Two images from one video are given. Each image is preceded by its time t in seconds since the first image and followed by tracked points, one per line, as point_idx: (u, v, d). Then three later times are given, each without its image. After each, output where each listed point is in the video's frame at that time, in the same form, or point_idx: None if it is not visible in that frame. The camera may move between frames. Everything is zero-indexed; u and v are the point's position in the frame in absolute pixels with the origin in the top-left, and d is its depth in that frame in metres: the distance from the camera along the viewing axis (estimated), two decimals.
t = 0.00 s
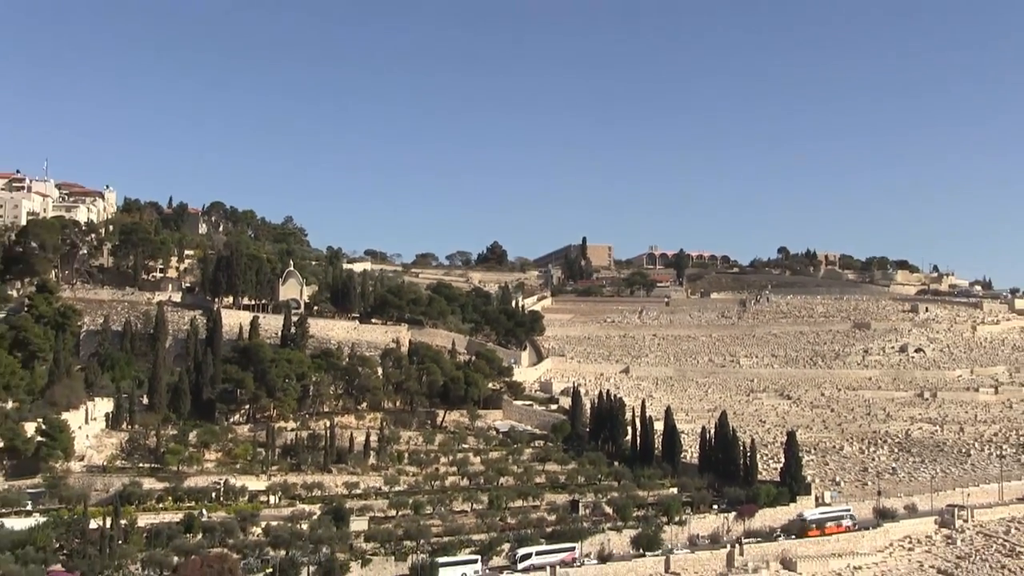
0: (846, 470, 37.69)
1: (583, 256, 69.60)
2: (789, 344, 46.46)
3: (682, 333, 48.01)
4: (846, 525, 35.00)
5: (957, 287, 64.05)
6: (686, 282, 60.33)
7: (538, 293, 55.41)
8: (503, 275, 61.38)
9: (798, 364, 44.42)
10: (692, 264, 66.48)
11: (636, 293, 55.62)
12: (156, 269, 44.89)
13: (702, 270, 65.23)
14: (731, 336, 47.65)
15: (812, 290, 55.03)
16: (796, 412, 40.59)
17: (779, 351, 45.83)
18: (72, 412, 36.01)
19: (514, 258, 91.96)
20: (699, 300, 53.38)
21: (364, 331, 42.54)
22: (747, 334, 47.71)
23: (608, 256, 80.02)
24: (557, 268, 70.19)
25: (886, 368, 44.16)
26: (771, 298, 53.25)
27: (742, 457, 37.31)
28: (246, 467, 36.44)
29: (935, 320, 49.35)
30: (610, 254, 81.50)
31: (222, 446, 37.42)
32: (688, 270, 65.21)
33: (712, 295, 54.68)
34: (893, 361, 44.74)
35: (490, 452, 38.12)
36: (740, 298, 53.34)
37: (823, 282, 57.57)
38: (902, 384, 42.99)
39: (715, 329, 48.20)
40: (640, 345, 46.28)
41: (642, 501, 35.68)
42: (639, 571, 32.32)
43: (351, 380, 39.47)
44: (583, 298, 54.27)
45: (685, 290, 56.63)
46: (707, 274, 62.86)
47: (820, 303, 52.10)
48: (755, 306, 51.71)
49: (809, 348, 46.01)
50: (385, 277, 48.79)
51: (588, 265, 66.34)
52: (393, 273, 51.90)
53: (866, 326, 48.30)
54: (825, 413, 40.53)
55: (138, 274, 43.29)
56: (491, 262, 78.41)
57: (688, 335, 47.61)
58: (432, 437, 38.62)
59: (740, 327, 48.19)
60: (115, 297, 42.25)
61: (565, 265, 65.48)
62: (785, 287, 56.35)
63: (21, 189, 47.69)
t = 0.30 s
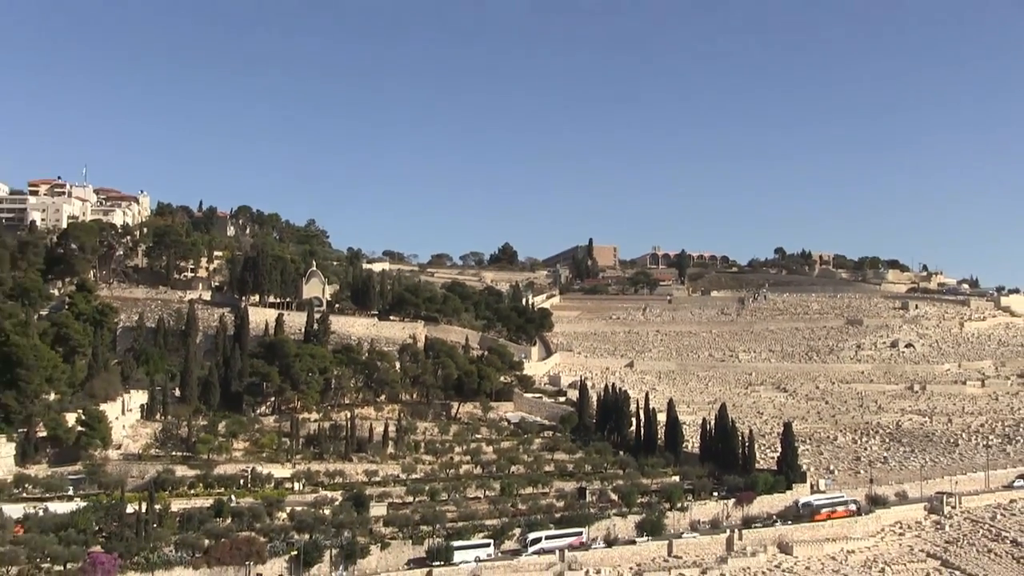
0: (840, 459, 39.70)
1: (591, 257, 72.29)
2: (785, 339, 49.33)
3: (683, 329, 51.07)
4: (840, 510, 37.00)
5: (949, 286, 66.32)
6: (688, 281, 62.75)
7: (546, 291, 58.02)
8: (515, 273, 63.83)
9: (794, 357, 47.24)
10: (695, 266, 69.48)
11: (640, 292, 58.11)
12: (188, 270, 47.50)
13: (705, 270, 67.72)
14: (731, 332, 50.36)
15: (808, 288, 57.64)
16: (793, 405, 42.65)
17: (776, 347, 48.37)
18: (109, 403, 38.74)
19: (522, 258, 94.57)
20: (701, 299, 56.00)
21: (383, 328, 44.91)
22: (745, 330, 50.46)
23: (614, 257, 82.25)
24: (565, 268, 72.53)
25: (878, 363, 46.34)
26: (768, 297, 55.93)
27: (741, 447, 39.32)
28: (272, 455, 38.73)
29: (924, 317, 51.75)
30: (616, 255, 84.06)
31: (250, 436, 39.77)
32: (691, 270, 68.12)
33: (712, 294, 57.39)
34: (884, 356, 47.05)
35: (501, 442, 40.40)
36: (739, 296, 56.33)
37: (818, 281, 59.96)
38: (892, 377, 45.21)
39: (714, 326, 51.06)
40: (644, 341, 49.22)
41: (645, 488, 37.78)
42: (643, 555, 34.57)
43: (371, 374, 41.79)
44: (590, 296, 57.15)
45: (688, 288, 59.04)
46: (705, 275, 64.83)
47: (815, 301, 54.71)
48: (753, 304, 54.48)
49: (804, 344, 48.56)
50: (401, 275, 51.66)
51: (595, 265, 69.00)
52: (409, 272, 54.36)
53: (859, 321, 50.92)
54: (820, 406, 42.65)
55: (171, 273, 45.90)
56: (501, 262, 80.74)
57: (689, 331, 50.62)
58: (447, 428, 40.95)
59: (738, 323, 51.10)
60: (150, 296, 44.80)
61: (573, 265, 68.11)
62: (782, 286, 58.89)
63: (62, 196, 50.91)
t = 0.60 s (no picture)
0: (846, 449, 41.83)
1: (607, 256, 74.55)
2: (793, 335, 51.53)
3: (697, 325, 53.30)
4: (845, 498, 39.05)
5: (953, 284, 68.40)
6: (701, 280, 64.93)
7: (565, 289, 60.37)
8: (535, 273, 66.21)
9: (801, 352, 49.42)
10: (708, 266, 71.71)
11: (655, 290, 60.38)
12: (229, 270, 50.20)
13: (718, 269, 69.94)
14: (742, 328, 52.56)
15: (816, 287, 59.73)
16: (801, 397, 44.85)
17: (785, 342, 50.56)
18: (155, 395, 41.25)
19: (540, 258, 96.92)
20: (713, 297, 58.22)
21: (412, 324, 47.40)
22: (756, 326, 52.64)
23: (631, 257, 84.41)
24: (582, 267, 74.84)
25: (882, 358, 48.48)
26: (777, 294, 58.06)
27: (752, 437, 41.50)
28: (307, 444, 41.15)
29: (926, 314, 53.81)
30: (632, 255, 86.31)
31: (287, 426, 42.20)
32: (704, 270, 70.34)
33: (724, 292, 59.58)
34: (888, 351, 49.14)
35: (524, 432, 42.75)
36: (749, 293, 58.52)
37: (825, 280, 62.17)
38: (895, 371, 47.32)
39: (726, 322, 53.27)
40: (659, 337, 51.52)
41: (661, 476, 40.02)
42: (659, 539, 36.83)
43: (400, 367, 44.27)
44: (607, 294, 59.49)
45: (700, 286, 61.23)
46: (715, 275, 66.70)
47: (821, 299, 56.80)
48: (763, 301, 56.60)
49: (812, 339, 50.72)
50: (427, 273, 54.14)
51: (612, 264, 71.27)
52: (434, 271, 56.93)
53: (863, 318, 53.00)
54: (827, 399, 44.80)
55: (213, 273, 48.70)
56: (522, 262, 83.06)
57: (702, 327, 52.85)
58: (473, 419, 43.34)
59: (749, 319, 53.29)
60: (192, 294, 47.53)
61: (591, 264, 70.43)
62: (791, 284, 60.99)
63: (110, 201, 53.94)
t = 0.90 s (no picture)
0: (853, 439, 44.11)
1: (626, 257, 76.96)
2: (802, 331, 53.81)
3: (712, 322, 55.69)
4: (850, 487, 41.47)
5: (958, 282, 70.52)
6: (716, 279, 67.22)
7: (585, 288, 62.83)
8: (556, 272, 68.73)
9: (810, 347, 51.72)
10: (722, 265, 74.02)
11: (671, 289, 62.77)
12: (269, 270, 53.03)
13: (731, 268, 72.22)
14: (755, 324, 54.90)
15: (826, 285, 61.92)
16: (811, 390, 47.18)
17: (795, 338, 52.86)
18: (201, 388, 44.01)
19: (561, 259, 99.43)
20: (727, 295, 60.52)
21: (442, 321, 50.06)
22: (768, 323, 54.98)
23: (648, 257, 86.71)
24: (602, 267, 77.28)
25: (887, 352, 50.73)
26: (789, 292, 60.32)
27: (765, 428, 43.84)
28: (343, 434, 43.70)
29: (930, 310, 55.97)
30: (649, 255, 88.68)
31: (325, 417, 44.79)
32: (717, 269, 72.64)
33: (738, 290, 61.88)
34: (893, 346, 51.36)
35: (548, 423, 45.22)
36: (760, 291, 60.82)
37: (832, 278, 64.44)
38: (901, 365, 49.57)
39: (740, 319, 55.66)
40: (675, 333, 53.96)
41: (677, 465, 42.40)
42: (676, 525, 39.20)
43: (431, 361, 46.94)
44: (626, 293, 61.93)
45: (715, 285, 63.53)
46: (728, 275, 68.62)
47: (830, 296, 59.00)
48: (775, 299, 58.89)
49: (821, 335, 53.00)
50: (453, 273, 56.75)
51: (630, 264, 73.68)
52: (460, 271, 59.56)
53: (870, 314, 55.21)
54: (835, 391, 47.15)
55: (255, 273, 51.77)
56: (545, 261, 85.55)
57: (717, 323, 55.24)
58: (500, 411, 45.86)
59: (761, 317, 55.64)
60: (235, 293, 50.58)
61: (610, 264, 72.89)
62: (802, 282, 63.21)
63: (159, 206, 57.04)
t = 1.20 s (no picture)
0: (862, 430, 46.52)
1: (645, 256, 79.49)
2: (812, 327, 56.26)
3: (728, 318, 58.22)
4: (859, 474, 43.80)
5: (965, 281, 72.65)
6: (732, 278, 69.58)
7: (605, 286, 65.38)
8: (577, 271, 71.32)
9: (820, 343, 54.18)
10: (738, 265, 76.40)
11: (688, 287, 65.26)
12: (309, 270, 56.05)
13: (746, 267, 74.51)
14: (768, 321, 57.37)
15: (837, 283, 64.24)
16: (822, 383, 49.66)
17: (807, 334, 55.30)
18: (246, 380, 46.87)
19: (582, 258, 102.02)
20: (742, 293, 62.95)
21: (471, 318, 52.86)
22: (781, 319, 57.45)
23: (667, 257, 89.16)
24: (623, 266, 79.82)
25: (894, 347, 53.10)
26: (800, 290, 62.69)
27: (777, 419, 46.34)
28: (379, 425, 46.31)
29: (935, 308, 58.26)
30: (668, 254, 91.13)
31: (362, 407, 47.50)
32: (732, 269, 74.72)
33: (752, 288, 64.29)
34: (900, 341, 53.70)
35: (571, 415, 47.84)
36: (773, 290, 63.18)
37: (843, 277, 66.72)
38: (906, 359, 51.94)
39: (754, 316, 58.17)
40: (692, 330, 56.53)
41: (695, 454, 44.92)
42: (693, 510, 41.67)
43: (462, 356, 49.73)
44: (646, 291, 64.45)
45: (730, 284, 65.90)
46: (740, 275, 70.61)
47: (840, 294, 61.33)
48: (788, 296, 61.29)
49: (831, 331, 55.41)
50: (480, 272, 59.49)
51: (649, 263, 76.17)
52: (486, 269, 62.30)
53: (877, 311, 57.55)
54: (845, 384, 49.62)
55: (296, 273, 54.89)
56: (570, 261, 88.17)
57: (732, 320, 57.77)
58: (526, 403, 48.50)
59: (774, 314, 58.12)
60: (278, 292, 53.76)
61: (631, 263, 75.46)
62: (814, 281, 65.53)
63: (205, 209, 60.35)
